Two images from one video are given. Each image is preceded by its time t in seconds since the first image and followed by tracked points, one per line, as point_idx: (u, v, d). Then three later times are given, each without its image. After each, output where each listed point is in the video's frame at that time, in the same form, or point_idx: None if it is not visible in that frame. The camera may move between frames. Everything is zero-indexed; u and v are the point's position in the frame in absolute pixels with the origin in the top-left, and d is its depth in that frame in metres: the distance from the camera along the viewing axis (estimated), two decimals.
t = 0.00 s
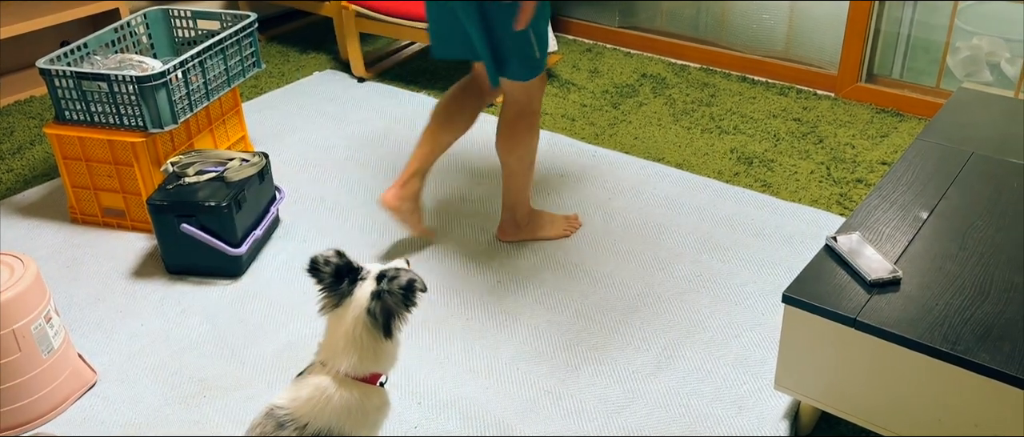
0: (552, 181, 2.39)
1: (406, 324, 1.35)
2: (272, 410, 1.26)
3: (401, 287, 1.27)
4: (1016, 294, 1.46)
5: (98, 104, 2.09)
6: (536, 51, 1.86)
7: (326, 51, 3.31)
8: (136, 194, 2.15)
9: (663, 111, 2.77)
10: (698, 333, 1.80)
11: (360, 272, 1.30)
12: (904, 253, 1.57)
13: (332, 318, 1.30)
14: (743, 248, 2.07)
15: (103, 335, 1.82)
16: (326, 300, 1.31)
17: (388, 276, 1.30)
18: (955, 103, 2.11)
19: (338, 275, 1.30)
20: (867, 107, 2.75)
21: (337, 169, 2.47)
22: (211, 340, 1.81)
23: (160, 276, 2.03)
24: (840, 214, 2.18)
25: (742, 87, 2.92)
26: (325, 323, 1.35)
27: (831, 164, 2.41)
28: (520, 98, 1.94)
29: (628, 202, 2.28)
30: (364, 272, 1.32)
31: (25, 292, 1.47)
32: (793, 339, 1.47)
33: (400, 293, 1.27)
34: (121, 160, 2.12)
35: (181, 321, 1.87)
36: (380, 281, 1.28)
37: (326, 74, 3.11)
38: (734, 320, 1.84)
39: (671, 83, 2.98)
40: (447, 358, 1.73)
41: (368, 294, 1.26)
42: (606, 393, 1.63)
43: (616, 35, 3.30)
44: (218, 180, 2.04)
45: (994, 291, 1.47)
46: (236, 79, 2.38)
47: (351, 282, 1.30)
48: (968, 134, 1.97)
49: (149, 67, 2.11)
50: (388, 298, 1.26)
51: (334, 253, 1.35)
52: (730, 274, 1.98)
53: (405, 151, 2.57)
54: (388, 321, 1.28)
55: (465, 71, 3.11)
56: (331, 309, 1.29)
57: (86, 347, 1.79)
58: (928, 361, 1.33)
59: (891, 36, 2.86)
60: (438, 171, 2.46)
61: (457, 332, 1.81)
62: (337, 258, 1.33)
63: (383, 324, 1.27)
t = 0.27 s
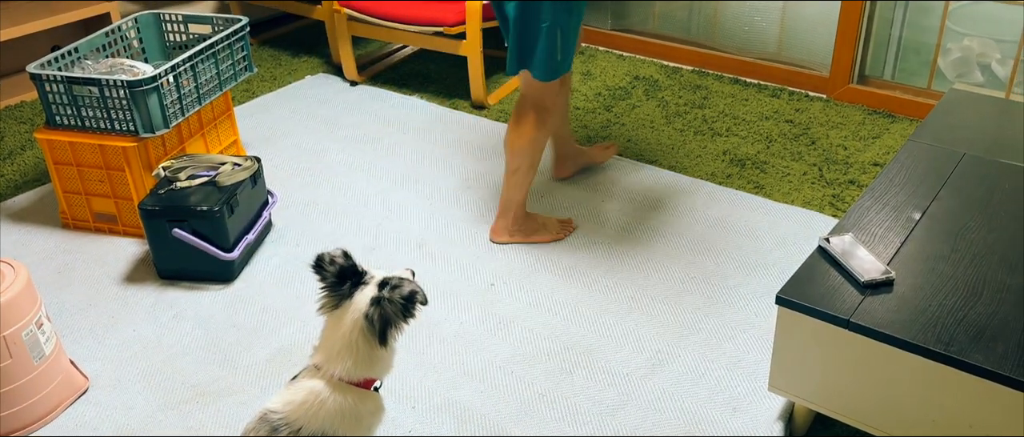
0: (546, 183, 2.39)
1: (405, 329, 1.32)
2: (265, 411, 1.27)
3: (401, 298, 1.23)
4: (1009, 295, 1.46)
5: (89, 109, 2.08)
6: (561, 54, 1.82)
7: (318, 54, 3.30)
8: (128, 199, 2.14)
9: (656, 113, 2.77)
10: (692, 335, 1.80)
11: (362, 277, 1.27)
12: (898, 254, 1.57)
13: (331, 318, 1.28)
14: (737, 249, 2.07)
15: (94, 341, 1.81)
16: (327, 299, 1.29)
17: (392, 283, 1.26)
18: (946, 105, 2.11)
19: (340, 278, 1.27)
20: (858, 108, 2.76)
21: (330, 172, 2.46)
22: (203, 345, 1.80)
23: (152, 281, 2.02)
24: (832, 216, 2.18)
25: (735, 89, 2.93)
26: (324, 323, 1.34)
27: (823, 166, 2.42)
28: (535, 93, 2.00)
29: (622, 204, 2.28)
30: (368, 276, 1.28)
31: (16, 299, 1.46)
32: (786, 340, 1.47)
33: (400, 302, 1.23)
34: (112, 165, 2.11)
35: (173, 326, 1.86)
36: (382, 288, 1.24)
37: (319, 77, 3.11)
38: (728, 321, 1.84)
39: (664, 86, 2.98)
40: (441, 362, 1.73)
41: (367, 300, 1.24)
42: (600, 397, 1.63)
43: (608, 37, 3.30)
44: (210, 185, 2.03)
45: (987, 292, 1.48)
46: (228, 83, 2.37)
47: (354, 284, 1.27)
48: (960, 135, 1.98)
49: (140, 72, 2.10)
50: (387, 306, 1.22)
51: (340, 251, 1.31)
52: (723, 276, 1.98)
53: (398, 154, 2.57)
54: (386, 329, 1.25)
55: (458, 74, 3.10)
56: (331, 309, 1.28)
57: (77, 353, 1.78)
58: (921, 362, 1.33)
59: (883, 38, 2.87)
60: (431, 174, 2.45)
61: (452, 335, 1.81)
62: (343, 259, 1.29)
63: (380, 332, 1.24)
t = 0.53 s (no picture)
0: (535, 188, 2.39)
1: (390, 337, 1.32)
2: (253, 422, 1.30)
3: (386, 305, 1.23)
4: (996, 298, 1.47)
5: (77, 117, 2.07)
6: (621, 35, 2.09)
7: (307, 60, 3.29)
8: (115, 207, 2.12)
9: (645, 118, 2.78)
10: (682, 339, 1.80)
11: (346, 286, 1.27)
12: (885, 258, 1.58)
13: (315, 327, 1.28)
14: (726, 254, 2.08)
15: (82, 351, 1.80)
16: (310, 309, 1.28)
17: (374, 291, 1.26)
18: (932, 108, 2.12)
19: (324, 286, 1.27)
20: (846, 112, 2.77)
21: (319, 179, 2.46)
22: (192, 354, 1.79)
23: (140, 289, 2.01)
24: (821, 219, 2.19)
25: (724, 93, 2.94)
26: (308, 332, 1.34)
27: (812, 169, 2.43)
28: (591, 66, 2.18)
29: (612, 209, 2.28)
30: (352, 283, 1.29)
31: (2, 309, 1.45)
32: (775, 344, 1.47)
33: (384, 309, 1.23)
34: (100, 174, 2.09)
35: (162, 335, 1.85)
36: (366, 296, 1.24)
37: (308, 83, 3.10)
38: (717, 325, 1.84)
39: (653, 90, 2.98)
40: (431, 368, 1.72)
41: (351, 308, 1.24)
42: (589, 402, 1.63)
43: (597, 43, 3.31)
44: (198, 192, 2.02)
45: (974, 295, 1.48)
46: (216, 89, 2.37)
47: (337, 291, 1.27)
48: (946, 139, 1.98)
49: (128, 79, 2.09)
50: (372, 313, 1.23)
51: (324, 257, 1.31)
52: (713, 281, 1.99)
53: (388, 160, 2.56)
54: (372, 335, 1.25)
55: (447, 79, 3.10)
56: (315, 318, 1.27)
57: (64, 363, 1.77)
58: (909, 365, 1.34)
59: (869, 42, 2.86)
60: (420, 180, 2.45)
61: (442, 342, 1.80)
62: (326, 266, 1.29)
63: (365, 339, 1.25)
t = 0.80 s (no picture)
0: (515, 198, 2.39)
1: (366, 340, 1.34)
2: None
3: (363, 302, 1.27)
4: (967, 306, 1.48)
5: (53, 130, 2.06)
6: (631, 30, 2.08)
7: (288, 71, 3.29)
8: (92, 220, 2.11)
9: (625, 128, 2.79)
10: (660, 349, 1.81)
11: (315, 302, 1.27)
12: (859, 268, 1.59)
13: (291, 352, 1.26)
14: (705, 263, 2.09)
15: (57, 366, 1.79)
16: (285, 336, 1.26)
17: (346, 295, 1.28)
18: (906, 118, 2.15)
19: (296, 306, 1.25)
20: (824, 121, 2.80)
21: (299, 191, 2.45)
22: (169, 368, 1.78)
23: (117, 303, 2.00)
24: (798, 228, 2.21)
25: (703, 103, 2.96)
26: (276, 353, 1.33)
27: (790, 178, 2.44)
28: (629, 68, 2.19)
29: (592, 218, 2.29)
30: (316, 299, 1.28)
31: None
32: (750, 354, 1.48)
33: (365, 307, 1.27)
34: (77, 187, 2.08)
35: (139, 349, 1.84)
36: (341, 300, 1.27)
37: (289, 94, 3.10)
38: (695, 335, 1.85)
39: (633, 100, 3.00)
40: (410, 381, 1.72)
41: (330, 318, 1.25)
42: (567, 413, 1.63)
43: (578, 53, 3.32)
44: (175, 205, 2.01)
45: (946, 303, 1.49)
46: (194, 102, 2.36)
47: (311, 309, 1.26)
48: (920, 148, 2.00)
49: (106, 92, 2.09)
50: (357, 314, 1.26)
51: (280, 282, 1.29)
52: (691, 290, 1.99)
53: (368, 171, 2.56)
54: (359, 339, 1.27)
55: (428, 90, 3.11)
56: (292, 343, 1.25)
57: (39, 379, 1.76)
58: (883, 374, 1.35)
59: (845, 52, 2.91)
60: (400, 191, 2.45)
61: (421, 354, 1.80)
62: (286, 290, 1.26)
63: (353, 344, 1.27)
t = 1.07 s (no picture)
0: (501, 207, 2.40)
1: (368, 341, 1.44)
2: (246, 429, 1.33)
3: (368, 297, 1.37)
4: (948, 313, 1.49)
5: (35, 142, 2.04)
6: (624, 48, 2.09)
7: (274, 80, 3.28)
8: (76, 232, 2.10)
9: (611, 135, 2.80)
10: (646, 357, 1.81)
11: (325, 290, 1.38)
12: (841, 275, 1.60)
13: (304, 336, 1.36)
14: (690, 271, 2.09)
15: (40, 380, 1.78)
16: (297, 318, 1.37)
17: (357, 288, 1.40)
18: (888, 125, 2.16)
19: (314, 290, 1.37)
20: (808, 128, 2.81)
21: (285, 200, 2.44)
22: (153, 381, 1.77)
23: (101, 315, 1.99)
24: (783, 235, 2.22)
25: (688, 110, 2.97)
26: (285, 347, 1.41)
27: (775, 185, 2.45)
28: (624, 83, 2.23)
29: (578, 227, 2.29)
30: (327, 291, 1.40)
31: None
32: (732, 363, 1.48)
33: (367, 304, 1.37)
34: (60, 198, 2.07)
35: (123, 361, 1.83)
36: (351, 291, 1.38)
37: (275, 103, 3.09)
38: (680, 343, 1.85)
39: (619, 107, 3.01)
40: (395, 391, 1.72)
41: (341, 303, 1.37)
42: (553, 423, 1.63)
43: (564, 60, 3.33)
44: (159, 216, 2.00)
45: (928, 311, 1.50)
46: (179, 112, 2.35)
47: (325, 298, 1.38)
48: (902, 156, 2.02)
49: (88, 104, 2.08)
50: (372, 303, 1.37)
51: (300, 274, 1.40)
52: (677, 298, 2.00)
53: (355, 180, 2.56)
54: (364, 328, 1.38)
55: (415, 98, 3.11)
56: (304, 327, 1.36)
57: (21, 393, 1.75)
58: (864, 382, 1.36)
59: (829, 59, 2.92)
60: (386, 200, 2.45)
61: (406, 365, 1.79)
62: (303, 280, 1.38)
63: (360, 330, 1.37)
